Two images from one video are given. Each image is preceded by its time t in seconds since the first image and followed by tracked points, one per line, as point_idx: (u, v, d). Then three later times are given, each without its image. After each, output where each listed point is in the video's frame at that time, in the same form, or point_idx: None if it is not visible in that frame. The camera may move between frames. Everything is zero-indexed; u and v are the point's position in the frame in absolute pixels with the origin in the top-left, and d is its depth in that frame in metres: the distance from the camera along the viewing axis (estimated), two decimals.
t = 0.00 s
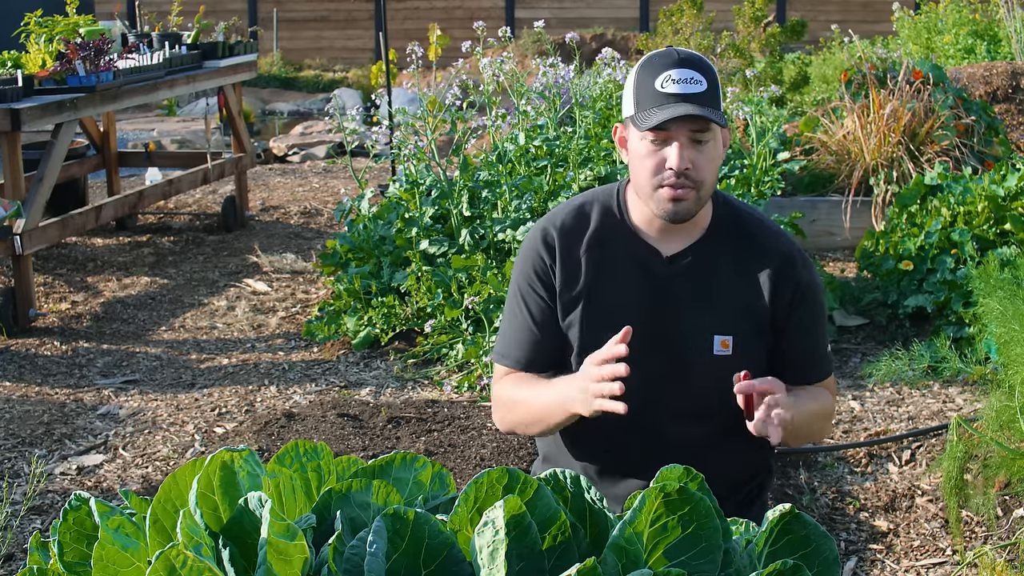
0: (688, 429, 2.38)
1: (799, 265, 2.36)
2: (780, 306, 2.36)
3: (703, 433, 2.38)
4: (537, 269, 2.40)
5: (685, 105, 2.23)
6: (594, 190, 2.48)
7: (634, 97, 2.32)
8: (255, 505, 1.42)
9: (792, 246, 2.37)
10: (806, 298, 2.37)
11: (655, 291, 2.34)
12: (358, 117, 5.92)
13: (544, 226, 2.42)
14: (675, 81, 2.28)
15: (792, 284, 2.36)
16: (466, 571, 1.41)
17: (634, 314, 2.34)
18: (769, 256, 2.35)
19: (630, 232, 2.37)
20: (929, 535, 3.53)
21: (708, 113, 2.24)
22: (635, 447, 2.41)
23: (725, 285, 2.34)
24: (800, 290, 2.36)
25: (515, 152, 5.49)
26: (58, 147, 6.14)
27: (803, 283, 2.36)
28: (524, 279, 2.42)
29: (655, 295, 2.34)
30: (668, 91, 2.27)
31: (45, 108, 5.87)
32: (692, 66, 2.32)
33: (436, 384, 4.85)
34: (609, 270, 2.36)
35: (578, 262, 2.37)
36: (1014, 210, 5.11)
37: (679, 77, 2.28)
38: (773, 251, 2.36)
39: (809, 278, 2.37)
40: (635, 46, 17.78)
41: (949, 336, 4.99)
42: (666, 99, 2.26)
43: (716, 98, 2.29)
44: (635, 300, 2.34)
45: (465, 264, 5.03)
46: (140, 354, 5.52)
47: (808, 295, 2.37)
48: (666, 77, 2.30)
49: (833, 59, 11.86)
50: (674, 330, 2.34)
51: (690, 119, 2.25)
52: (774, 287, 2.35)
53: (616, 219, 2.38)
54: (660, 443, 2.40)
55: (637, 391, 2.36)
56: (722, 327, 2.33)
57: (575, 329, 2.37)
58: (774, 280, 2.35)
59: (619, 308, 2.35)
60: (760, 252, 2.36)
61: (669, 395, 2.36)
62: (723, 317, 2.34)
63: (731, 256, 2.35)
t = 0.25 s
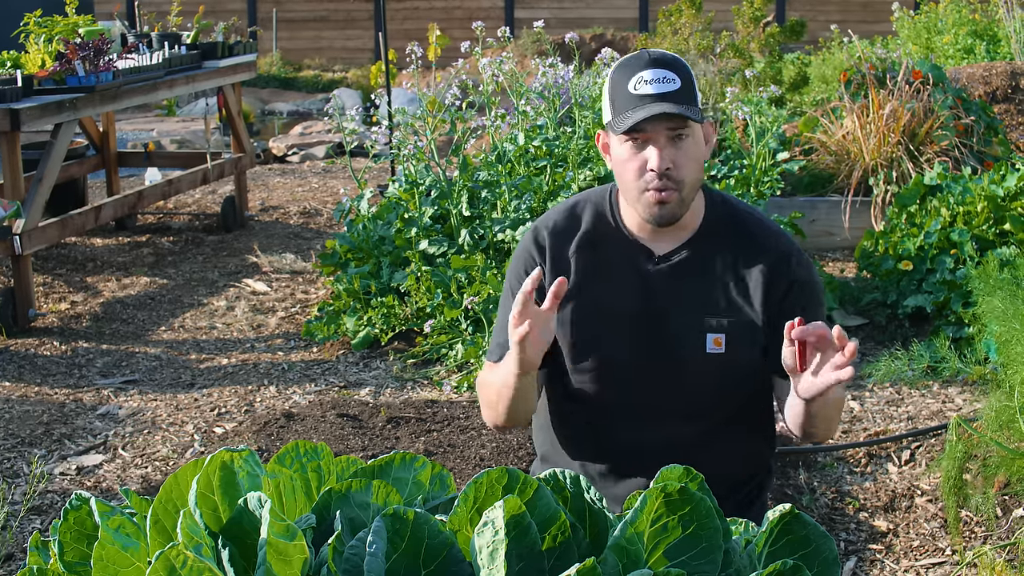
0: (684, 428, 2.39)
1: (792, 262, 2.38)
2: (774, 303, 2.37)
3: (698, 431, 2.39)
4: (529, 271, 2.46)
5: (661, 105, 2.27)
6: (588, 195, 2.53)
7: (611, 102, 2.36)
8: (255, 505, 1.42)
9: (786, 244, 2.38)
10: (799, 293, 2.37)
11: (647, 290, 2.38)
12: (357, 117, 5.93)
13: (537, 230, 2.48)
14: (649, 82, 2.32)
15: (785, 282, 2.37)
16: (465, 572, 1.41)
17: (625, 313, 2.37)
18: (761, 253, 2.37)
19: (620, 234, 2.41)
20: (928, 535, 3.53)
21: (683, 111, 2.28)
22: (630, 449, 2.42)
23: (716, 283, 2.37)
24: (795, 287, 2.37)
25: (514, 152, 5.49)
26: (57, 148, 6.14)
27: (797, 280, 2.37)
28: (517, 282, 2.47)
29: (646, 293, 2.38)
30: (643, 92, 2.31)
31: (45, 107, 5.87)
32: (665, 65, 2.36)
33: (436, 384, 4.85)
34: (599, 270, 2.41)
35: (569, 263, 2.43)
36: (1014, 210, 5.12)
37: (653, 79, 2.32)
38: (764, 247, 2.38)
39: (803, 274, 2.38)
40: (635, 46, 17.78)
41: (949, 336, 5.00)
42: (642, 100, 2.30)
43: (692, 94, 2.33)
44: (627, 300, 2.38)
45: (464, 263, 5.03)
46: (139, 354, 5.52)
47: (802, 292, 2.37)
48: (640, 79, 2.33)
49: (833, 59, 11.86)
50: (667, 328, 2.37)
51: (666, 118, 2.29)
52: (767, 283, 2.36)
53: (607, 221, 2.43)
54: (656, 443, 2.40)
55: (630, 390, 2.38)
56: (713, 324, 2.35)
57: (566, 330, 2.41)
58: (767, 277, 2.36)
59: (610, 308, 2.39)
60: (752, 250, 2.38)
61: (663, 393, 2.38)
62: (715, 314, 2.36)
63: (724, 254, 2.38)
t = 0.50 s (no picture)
0: (680, 427, 2.41)
1: (784, 258, 2.36)
2: (767, 301, 2.35)
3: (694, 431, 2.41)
4: (522, 275, 2.46)
5: (646, 103, 2.27)
6: (581, 196, 2.53)
7: (596, 101, 2.36)
8: (255, 505, 1.42)
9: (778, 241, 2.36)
10: (793, 292, 2.35)
11: (640, 292, 2.38)
12: (357, 117, 5.93)
13: (530, 234, 2.48)
14: (634, 80, 2.31)
15: (778, 279, 2.35)
16: (465, 572, 1.41)
17: (618, 317, 2.38)
18: (753, 251, 2.36)
19: (613, 237, 2.41)
20: (928, 536, 3.53)
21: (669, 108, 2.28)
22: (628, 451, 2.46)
23: (710, 283, 2.37)
24: (788, 284, 2.35)
25: (514, 152, 5.48)
26: (57, 147, 6.14)
27: (790, 276, 2.35)
28: (511, 286, 2.48)
29: (639, 297, 2.38)
30: (628, 90, 2.30)
31: (45, 107, 5.87)
32: (649, 61, 2.35)
33: (436, 384, 4.85)
34: (591, 273, 2.41)
35: (561, 266, 2.42)
36: (1013, 210, 5.11)
37: (637, 76, 2.31)
38: (757, 247, 2.36)
39: (795, 270, 2.36)
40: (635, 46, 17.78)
41: (948, 336, 5.00)
42: (627, 100, 2.30)
43: (677, 89, 2.32)
44: (620, 302, 2.38)
45: (464, 263, 5.03)
46: (139, 354, 5.52)
47: (795, 288, 2.35)
48: (625, 76, 2.32)
49: (832, 60, 11.86)
50: (662, 329, 2.37)
51: (652, 116, 2.30)
52: (759, 282, 2.35)
53: (599, 224, 2.43)
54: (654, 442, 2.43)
55: (627, 391, 2.40)
56: (707, 326, 2.35)
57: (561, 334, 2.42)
58: (760, 274, 2.35)
59: (603, 310, 2.39)
60: (745, 248, 2.36)
61: (659, 394, 2.39)
62: (708, 314, 2.36)
63: (717, 253, 2.37)
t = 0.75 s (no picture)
0: (677, 426, 2.41)
1: (779, 254, 2.36)
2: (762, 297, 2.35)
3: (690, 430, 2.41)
4: (519, 275, 2.47)
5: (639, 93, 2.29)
6: (577, 196, 2.54)
7: (589, 94, 2.37)
8: (254, 505, 1.42)
9: (773, 237, 2.36)
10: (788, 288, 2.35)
11: (636, 289, 2.38)
12: (357, 117, 5.93)
13: (527, 235, 2.49)
14: (627, 72, 2.33)
15: (772, 275, 2.35)
16: (465, 572, 1.41)
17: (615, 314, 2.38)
18: (748, 248, 2.36)
19: (608, 236, 2.41)
20: (928, 535, 3.53)
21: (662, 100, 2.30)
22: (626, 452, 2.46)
23: (704, 279, 2.37)
24: (784, 280, 2.35)
25: (514, 152, 5.48)
26: (57, 147, 6.14)
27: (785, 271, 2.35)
28: (508, 286, 2.49)
29: (635, 295, 2.38)
30: (621, 82, 2.32)
31: (45, 107, 5.87)
32: (642, 55, 2.37)
33: (436, 384, 4.85)
34: (587, 271, 2.41)
35: (557, 265, 2.43)
36: (1013, 210, 5.11)
37: (630, 68, 2.33)
38: (753, 244, 2.36)
39: (790, 265, 2.36)
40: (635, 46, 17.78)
41: (948, 336, 5.00)
42: (620, 91, 2.32)
43: (670, 81, 2.34)
44: (615, 299, 2.38)
45: (463, 263, 5.03)
46: (139, 354, 5.52)
47: (790, 284, 2.35)
48: (618, 69, 2.34)
49: (832, 60, 11.85)
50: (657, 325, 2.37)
51: (645, 104, 2.33)
52: (754, 278, 2.35)
53: (595, 224, 2.43)
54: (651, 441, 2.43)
55: (623, 388, 2.39)
56: (702, 323, 2.34)
57: (557, 332, 2.42)
58: (754, 270, 2.35)
59: (599, 308, 2.39)
60: (740, 245, 2.37)
61: (655, 392, 2.38)
62: (703, 311, 2.35)
63: (712, 250, 2.37)
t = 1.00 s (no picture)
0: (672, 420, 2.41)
1: (770, 245, 2.36)
2: (754, 288, 2.35)
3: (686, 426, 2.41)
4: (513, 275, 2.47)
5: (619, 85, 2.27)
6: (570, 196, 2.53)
7: (571, 90, 2.35)
8: (254, 505, 1.42)
9: (763, 229, 2.37)
10: (780, 278, 2.34)
11: (629, 284, 2.38)
12: (357, 117, 5.92)
13: (520, 235, 2.49)
14: (606, 65, 2.30)
15: (764, 267, 2.35)
16: (465, 572, 1.41)
17: (609, 310, 2.39)
18: (739, 240, 2.36)
19: (601, 233, 2.41)
20: (928, 535, 3.53)
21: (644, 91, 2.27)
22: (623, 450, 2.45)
23: (697, 273, 2.37)
24: (775, 271, 2.35)
25: (513, 152, 5.48)
26: (57, 148, 6.14)
27: (776, 262, 2.35)
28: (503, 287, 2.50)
29: (629, 290, 2.38)
30: (601, 76, 2.29)
31: (44, 107, 5.87)
32: (620, 47, 2.33)
33: (435, 384, 4.85)
34: (580, 268, 2.42)
35: (550, 263, 2.43)
36: (1013, 210, 5.11)
37: (610, 61, 2.30)
38: (743, 235, 2.36)
39: (781, 256, 2.35)
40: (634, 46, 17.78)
41: (948, 336, 5.00)
42: (601, 86, 2.29)
43: (649, 72, 2.31)
44: (609, 295, 2.39)
45: (463, 263, 5.03)
46: (139, 354, 5.52)
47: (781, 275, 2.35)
48: (598, 63, 2.31)
49: (832, 60, 11.85)
50: (651, 320, 2.38)
51: (626, 94, 2.30)
52: (745, 270, 2.35)
53: (588, 223, 2.43)
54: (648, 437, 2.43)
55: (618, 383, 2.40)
56: (694, 316, 2.35)
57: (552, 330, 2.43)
58: (746, 262, 2.35)
59: (592, 304, 2.40)
60: (731, 237, 2.37)
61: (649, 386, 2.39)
62: (696, 304, 2.35)
63: (704, 243, 2.37)
